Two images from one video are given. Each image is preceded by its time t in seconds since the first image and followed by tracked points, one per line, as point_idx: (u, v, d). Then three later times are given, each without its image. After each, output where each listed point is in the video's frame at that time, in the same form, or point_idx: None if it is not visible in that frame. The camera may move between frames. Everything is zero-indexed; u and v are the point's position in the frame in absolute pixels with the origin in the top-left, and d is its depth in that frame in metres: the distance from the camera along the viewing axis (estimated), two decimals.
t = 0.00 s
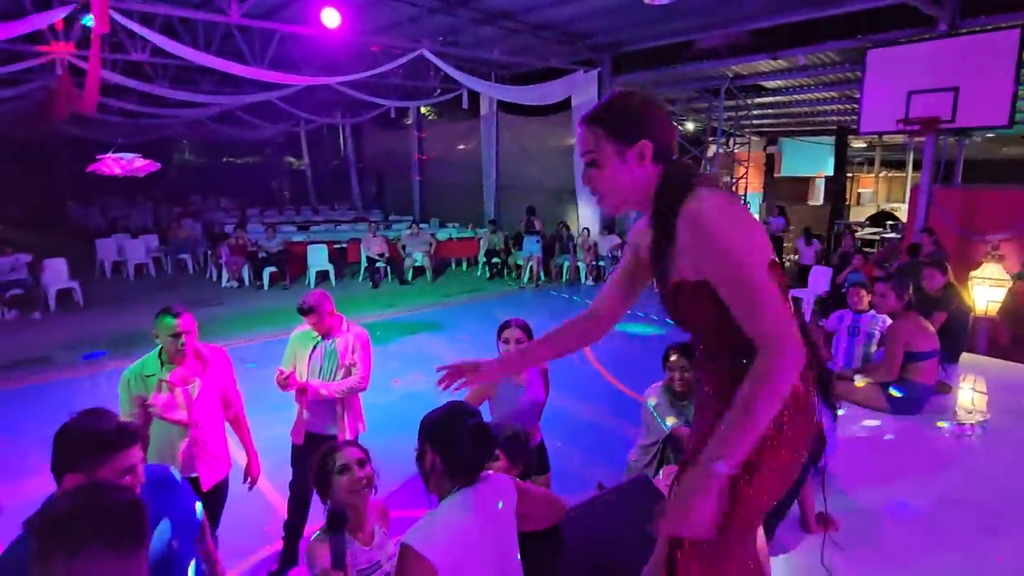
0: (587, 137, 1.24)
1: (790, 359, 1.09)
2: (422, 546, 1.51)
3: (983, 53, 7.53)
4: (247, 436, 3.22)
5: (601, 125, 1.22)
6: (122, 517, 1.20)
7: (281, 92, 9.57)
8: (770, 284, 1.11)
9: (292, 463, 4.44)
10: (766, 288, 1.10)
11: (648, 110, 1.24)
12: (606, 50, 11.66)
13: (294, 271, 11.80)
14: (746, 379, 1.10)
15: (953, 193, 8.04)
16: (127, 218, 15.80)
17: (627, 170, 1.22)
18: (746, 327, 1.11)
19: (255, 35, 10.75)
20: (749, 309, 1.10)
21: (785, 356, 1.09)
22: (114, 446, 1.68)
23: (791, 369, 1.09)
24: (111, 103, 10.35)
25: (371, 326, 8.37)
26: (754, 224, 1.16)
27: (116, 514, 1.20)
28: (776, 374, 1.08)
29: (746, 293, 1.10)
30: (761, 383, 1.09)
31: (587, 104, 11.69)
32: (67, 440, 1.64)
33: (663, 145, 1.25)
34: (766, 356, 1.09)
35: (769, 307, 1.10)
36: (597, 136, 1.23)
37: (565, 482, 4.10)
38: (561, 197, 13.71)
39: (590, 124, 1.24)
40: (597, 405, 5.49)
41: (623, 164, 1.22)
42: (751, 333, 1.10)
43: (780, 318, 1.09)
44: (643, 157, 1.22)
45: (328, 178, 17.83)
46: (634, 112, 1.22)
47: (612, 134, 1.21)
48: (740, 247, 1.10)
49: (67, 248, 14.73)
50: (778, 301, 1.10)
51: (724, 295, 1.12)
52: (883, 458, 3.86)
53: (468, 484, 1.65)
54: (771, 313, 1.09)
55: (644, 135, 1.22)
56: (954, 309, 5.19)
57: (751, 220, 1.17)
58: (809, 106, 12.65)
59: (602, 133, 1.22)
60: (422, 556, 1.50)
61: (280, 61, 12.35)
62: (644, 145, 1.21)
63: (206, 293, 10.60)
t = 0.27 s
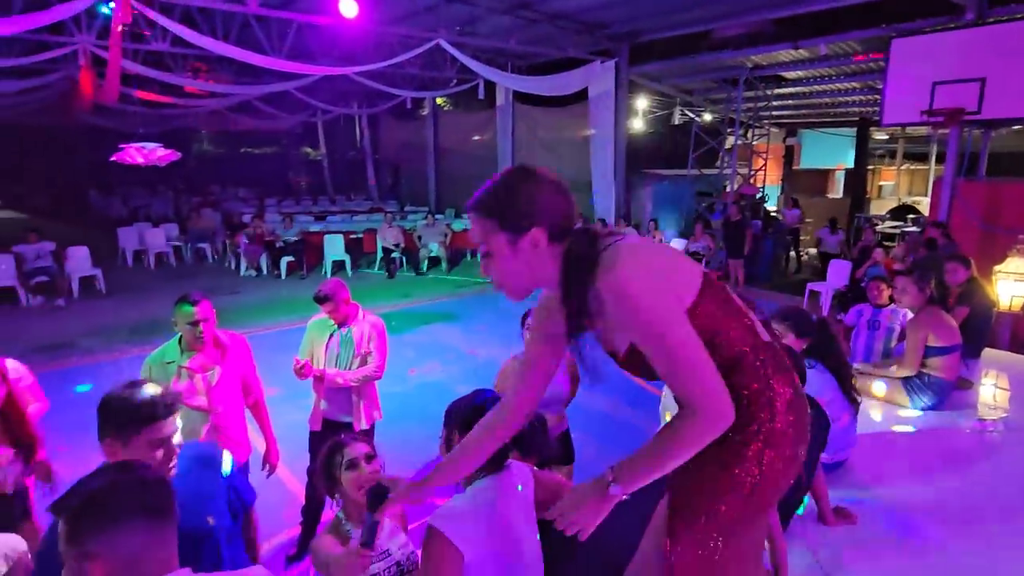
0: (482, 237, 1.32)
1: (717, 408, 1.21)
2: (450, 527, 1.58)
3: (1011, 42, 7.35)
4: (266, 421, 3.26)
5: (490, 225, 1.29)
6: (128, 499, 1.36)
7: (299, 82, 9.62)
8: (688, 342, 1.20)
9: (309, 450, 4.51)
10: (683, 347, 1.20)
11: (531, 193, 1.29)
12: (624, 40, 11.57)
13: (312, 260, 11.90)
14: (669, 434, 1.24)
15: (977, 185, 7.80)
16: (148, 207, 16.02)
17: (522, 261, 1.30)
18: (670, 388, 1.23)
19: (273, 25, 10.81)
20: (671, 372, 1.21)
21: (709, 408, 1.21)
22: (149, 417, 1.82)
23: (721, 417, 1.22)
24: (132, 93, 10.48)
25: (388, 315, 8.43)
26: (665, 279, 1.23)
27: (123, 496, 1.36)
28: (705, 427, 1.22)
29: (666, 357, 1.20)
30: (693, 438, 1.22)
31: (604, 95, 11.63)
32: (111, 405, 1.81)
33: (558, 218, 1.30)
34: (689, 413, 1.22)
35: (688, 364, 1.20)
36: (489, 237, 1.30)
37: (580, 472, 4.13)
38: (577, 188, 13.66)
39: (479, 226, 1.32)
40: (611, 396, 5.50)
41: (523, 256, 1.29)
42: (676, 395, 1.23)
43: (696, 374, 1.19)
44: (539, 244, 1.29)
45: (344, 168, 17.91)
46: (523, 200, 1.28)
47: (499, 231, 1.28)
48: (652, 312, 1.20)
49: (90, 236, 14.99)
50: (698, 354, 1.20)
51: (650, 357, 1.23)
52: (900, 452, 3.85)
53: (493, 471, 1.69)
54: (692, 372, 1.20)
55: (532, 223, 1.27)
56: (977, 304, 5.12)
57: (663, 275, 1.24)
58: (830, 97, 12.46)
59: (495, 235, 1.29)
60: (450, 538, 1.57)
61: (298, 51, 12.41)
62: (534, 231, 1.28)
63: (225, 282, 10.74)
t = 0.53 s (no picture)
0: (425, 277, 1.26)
1: (647, 450, 1.21)
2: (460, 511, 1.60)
3: None
4: (276, 410, 3.27)
5: (434, 264, 1.23)
6: (153, 481, 1.38)
7: (311, 72, 9.63)
8: (628, 383, 1.20)
9: (321, 438, 4.54)
10: (622, 386, 1.19)
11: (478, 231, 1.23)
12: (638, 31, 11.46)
13: (323, 250, 11.96)
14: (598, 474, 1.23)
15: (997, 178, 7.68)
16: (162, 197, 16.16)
17: (473, 303, 1.24)
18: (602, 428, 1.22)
19: (286, 15, 10.81)
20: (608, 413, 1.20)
21: (640, 449, 1.20)
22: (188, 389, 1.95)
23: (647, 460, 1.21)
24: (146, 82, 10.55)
25: (399, 306, 8.46)
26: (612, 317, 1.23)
27: (142, 479, 1.38)
28: (636, 469, 1.21)
29: (602, 400, 1.20)
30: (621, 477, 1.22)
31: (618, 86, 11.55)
32: (157, 373, 1.95)
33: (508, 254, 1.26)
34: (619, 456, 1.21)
35: (624, 407, 1.19)
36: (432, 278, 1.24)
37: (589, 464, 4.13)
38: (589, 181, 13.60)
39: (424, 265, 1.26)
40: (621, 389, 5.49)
41: (471, 298, 1.24)
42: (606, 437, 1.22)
43: (631, 420, 1.18)
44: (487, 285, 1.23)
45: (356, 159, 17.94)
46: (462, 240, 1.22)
47: (444, 274, 1.23)
48: (593, 354, 1.19)
49: (105, 225, 15.15)
50: (636, 399, 1.19)
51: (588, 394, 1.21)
52: (913, 449, 3.82)
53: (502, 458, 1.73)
54: (628, 414, 1.19)
55: (477, 264, 1.22)
56: (994, 299, 5.05)
57: (609, 313, 1.22)
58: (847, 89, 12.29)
59: (440, 277, 1.23)
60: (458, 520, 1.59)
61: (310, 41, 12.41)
62: (482, 275, 1.21)
63: (237, 271, 10.81)
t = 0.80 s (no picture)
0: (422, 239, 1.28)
1: (576, 444, 1.22)
2: (473, 511, 1.59)
3: None
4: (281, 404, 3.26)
5: (430, 229, 1.24)
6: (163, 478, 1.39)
7: (319, 67, 9.65)
8: (578, 378, 1.20)
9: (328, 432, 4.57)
10: (571, 379, 1.20)
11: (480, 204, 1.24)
12: (647, 26, 11.42)
13: (331, 246, 11.99)
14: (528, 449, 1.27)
15: (1007, 177, 7.64)
16: (171, 191, 16.23)
17: (469, 275, 1.26)
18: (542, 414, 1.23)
19: (295, 10, 10.83)
20: (553, 401, 1.20)
21: (569, 443, 1.21)
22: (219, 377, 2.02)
23: (571, 453, 1.22)
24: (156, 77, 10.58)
25: (406, 301, 8.49)
26: (586, 309, 1.21)
27: (152, 477, 1.38)
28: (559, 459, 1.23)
29: (550, 387, 1.21)
30: (545, 460, 1.25)
31: (626, 82, 11.52)
32: (189, 358, 2.05)
33: (507, 232, 1.26)
34: (547, 443, 1.22)
35: (567, 401, 1.20)
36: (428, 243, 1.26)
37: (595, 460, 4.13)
38: (596, 177, 13.59)
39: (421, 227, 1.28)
40: (627, 385, 5.49)
41: (463, 269, 1.26)
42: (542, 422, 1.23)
43: (572, 412, 1.19)
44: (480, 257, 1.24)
45: (364, 154, 17.98)
46: (462, 215, 1.23)
47: (440, 247, 1.24)
48: (551, 343, 1.19)
49: (114, 219, 15.23)
50: (581, 393, 1.20)
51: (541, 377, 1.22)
52: (921, 447, 3.81)
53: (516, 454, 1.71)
54: (570, 406, 1.20)
55: (472, 237, 1.22)
56: (1004, 298, 5.01)
57: (585, 307, 1.21)
58: (856, 86, 12.21)
59: (433, 243, 1.25)
60: (470, 519, 1.59)
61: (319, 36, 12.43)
62: (477, 249, 1.22)
63: (246, 266, 10.87)
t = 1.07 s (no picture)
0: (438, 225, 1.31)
1: (595, 428, 1.21)
2: (486, 499, 1.66)
3: None
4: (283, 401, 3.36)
5: (447, 214, 1.28)
6: (181, 475, 1.47)
7: (325, 65, 9.66)
8: (594, 361, 1.20)
9: (334, 428, 4.59)
10: (586, 362, 1.20)
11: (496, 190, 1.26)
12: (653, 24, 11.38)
13: (336, 243, 12.02)
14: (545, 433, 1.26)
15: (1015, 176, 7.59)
16: (176, 188, 16.27)
17: (485, 260, 1.28)
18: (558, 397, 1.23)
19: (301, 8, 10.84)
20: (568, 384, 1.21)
21: (587, 428, 1.21)
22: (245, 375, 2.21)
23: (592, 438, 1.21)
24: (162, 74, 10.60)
25: (411, 298, 8.51)
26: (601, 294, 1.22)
27: (169, 474, 1.46)
28: (578, 444, 1.22)
29: (564, 371, 1.21)
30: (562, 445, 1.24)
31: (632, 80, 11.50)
32: (205, 354, 2.24)
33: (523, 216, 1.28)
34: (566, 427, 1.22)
35: (584, 383, 1.20)
36: (444, 228, 1.29)
37: (601, 457, 4.14)
38: (601, 175, 13.57)
39: (438, 212, 1.30)
40: (631, 383, 5.50)
41: (478, 254, 1.27)
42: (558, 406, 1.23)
43: (585, 395, 1.19)
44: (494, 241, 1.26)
45: (368, 152, 18.00)
46: (475, 201, 1.25)
47: (456, 233, 1.27)
48: (566, 326, 1.20)
49: (121, 215, 15.30)
50: (595, 376, 1.20)
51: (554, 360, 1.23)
52: (928, 446, 3.80)
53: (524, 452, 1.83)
54: (585, 390, 1.20)
55: (489, 222, 1.24)
56: (1011, 298, 5.00)
57: (599, 291, 1.22)
58: (863, 84, 12.15)
59: (450, 227, 1.28)
60: (488, 501, 1.65)
61: (325, 34, 12.44)
62: (490, 233, 1.24)
63: (251, 262, 10.89)
